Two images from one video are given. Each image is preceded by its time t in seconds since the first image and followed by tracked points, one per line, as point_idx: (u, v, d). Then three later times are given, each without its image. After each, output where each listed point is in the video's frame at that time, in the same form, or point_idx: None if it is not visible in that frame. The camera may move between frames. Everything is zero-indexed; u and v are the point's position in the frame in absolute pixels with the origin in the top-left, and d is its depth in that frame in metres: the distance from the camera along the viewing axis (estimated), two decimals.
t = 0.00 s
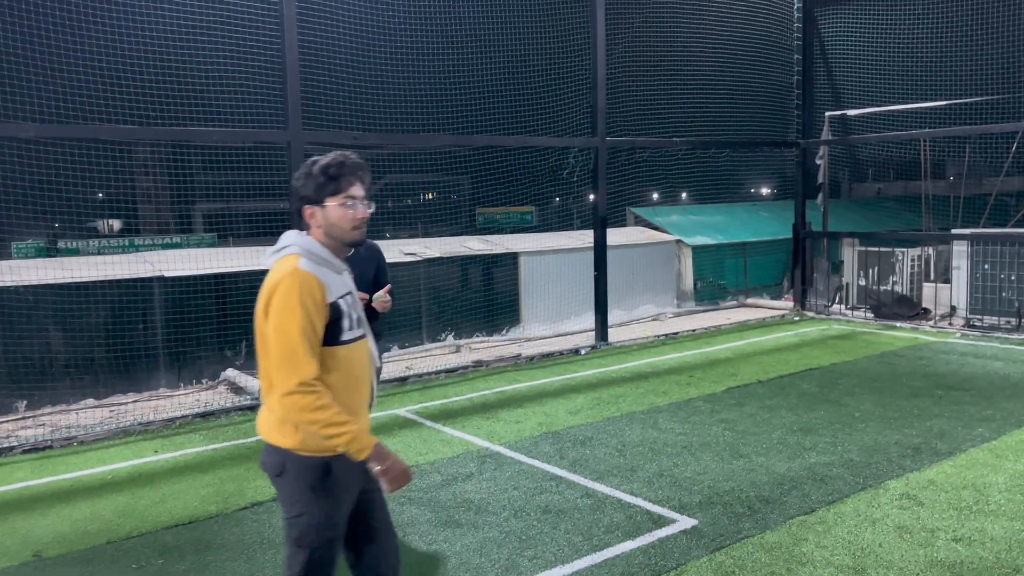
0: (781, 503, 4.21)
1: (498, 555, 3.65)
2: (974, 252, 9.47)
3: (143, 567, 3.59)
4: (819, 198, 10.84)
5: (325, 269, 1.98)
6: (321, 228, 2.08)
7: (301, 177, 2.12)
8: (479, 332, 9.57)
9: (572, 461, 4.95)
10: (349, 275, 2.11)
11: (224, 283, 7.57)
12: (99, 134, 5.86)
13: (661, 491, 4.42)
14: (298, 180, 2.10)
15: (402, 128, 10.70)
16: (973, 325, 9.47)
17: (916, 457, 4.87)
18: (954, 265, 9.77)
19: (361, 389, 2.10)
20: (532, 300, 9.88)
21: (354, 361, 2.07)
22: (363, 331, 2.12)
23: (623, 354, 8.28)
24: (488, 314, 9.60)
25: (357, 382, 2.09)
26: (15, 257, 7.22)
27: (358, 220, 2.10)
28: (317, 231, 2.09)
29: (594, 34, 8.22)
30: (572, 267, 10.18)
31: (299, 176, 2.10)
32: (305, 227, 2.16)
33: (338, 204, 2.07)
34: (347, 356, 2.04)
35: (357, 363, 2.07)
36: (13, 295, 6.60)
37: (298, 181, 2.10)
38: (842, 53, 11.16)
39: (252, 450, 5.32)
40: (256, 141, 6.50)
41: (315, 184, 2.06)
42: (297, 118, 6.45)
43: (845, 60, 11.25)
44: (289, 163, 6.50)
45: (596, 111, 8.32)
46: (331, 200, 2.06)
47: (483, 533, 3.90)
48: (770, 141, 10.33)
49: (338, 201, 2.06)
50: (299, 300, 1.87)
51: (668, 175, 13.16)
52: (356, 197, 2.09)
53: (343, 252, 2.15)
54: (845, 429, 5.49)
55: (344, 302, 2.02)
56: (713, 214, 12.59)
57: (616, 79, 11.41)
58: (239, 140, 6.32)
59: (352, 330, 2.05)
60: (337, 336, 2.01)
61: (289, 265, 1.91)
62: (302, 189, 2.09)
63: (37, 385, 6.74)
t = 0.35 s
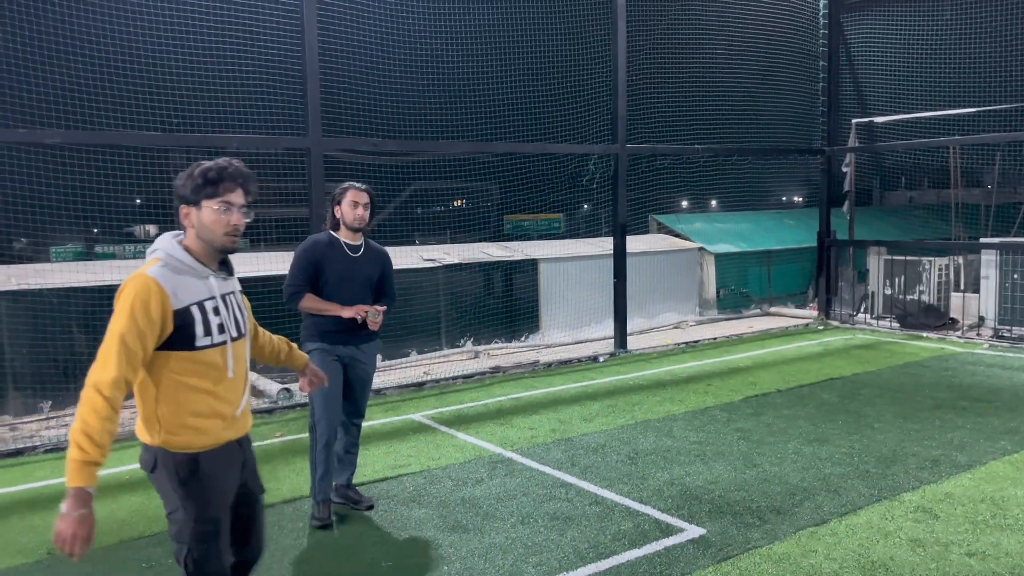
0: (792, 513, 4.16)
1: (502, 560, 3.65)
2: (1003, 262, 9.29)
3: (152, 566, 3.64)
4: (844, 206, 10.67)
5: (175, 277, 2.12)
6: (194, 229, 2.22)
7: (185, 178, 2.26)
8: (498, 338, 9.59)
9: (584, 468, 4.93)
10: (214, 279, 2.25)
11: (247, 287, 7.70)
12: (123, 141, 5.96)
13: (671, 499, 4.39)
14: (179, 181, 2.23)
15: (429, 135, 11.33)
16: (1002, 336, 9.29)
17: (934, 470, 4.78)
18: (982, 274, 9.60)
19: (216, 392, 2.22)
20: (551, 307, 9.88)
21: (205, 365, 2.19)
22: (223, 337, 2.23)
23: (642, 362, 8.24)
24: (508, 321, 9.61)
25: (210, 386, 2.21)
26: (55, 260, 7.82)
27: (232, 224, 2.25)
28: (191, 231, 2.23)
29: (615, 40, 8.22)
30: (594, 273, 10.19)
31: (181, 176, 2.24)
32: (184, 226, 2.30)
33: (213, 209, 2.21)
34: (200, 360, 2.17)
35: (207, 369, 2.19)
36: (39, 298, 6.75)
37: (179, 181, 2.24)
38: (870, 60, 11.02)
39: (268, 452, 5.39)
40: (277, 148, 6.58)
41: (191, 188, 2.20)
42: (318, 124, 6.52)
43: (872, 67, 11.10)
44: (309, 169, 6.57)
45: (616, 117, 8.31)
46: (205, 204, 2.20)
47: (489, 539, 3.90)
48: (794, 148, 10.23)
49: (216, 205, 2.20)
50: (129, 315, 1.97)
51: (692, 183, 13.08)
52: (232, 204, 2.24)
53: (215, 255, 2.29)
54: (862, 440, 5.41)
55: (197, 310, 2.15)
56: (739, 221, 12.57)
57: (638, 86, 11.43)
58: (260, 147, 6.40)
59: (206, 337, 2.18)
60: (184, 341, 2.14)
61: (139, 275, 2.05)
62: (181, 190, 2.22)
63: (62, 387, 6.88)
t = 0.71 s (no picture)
0: (843, 528, 4.04)
1: (544, 567, 3.63)
2: None
3: (201, 562, 3.73)
4: (908, 213, 10.38)
5: (121, 273, 2.30)
6: (150, 232, 2.39)
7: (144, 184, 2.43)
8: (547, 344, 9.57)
9: (630, 477, 4.88)
10: (166, 278, 2.40)
11: (301, 291, 7.85)
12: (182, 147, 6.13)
13: (719, 510, 4.31)
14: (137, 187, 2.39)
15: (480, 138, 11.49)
16: None
17: (996, 487, 4.60)
18: None
19: (156, 386, 2.36)
20: (603, 314, 9.82)
21: (144, 358, 2.34)
22: (165, 333, 2.37)
23: (693, 371, 8.13)
24: (558, 327, 9.59)
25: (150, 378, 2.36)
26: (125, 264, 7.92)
27: (186, 228, 2.40)
28: (149, 234, 2.40)
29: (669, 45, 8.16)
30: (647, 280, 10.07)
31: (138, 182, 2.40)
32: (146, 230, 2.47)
33: (168, 212, 2.37)
34: (138, 354, 2.33)
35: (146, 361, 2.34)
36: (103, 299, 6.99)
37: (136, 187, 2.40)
38: (936, 63, 10.69)
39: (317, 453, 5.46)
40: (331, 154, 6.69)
41: (146, 193, 2.37)
42: (370, 131, 6.62)
43: (938, 69, 10.78)
44: (361, 176, 6.66)
45: (668, 123, 8.23)
46: (160, 209, 2.37)
47: (532, 545, 3.89)
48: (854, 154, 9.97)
49: (170, 209, 2.37)
50: (74, 306, 2.18)
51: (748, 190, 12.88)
52: (186, 208, 2.40)
53: (172, 256, 2.44)
54: (920, 455, 5.24)
55: (137, 303, 2.31)
56: (796, 227, 12.29)
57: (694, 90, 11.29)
58: (314, 153, 6.52)
59: (146, 331, 2.33)
60: (125, 333, 2.30)
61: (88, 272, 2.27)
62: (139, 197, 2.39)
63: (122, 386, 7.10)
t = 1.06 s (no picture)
0: (885, 542, 3.96)
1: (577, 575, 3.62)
2: None
3: (241, 561, 3.81)
4: (957, 221, 10.15)
5: (68, 287, 2.28)
6: (90, 243, 2.37)
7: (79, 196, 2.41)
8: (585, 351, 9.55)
9: (666, 486, 4.85)
10: (109, 291, 2.41)
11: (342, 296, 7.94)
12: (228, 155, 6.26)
13: (756, 521, 4.25)
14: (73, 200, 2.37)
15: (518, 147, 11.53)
16: None
17: None
18: None
19: (106, 396, 2.38)
20: (641, 322, 9.76)
21: (94, 371, 2.34)
22: (112, 345, 2.39)
23: (733, 380, 8.03)
24: (597, 334, 9.56)
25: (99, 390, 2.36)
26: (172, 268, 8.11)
27: (126, 238, 2.40)
28: (89, 247, 2.38)
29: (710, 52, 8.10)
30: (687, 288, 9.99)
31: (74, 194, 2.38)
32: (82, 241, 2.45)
33: (109, 223, 2.35)
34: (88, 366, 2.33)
35: (96, 372, 2.35)
36: (151, 302, 7.17)
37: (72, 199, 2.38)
38: (987, 67, 10.44)
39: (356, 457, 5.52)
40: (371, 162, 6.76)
41: (85, 206, 2.35)
42: (410, 139, 6.68)
43: (989, 74, 10.53)
44: (401, 183, 6.72)
45: (709, 130, 8.16)
46: (100, 221, 2.35)
47: (566, 552, 3.88)
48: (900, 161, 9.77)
49: (108, 220, 2.35)
50: (27, 319, 2.14)
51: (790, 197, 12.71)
52: (127, 218, 2.39)
53: (112, 267, 2.43)
54: (967, 469, 5.11)
55: (85, 317, 2.31)
56: (840, 235, 12.09)
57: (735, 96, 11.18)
58: (355, 160, 6.60)
59: (93, 344, 2.33)
60: (72, 347, 2.29)
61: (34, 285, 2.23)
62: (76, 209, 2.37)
63: (169, 387, 7.26)
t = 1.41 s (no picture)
0: (933, 556, 3.87)
1: None
2: None
3: (283, 562, 3.86)
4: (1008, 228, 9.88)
5: (4, 291, 2.39)
6: (21, 250, 2.47)
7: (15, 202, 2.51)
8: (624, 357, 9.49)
9: (706, 494, 4.79)
10: (48, 292, 2.51)
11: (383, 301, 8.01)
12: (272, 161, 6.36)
13: (798, 532, 4.18)
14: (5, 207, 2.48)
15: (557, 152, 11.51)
16: None
17: None
18: None
19: (55, 396, 2.49)
20: (681, 328, 9.68)
21: (39, 370, 2.45)
22: (56, 344, 2.49)
23: (775, 388, 7.91)
24: (635, 340, 9.50)
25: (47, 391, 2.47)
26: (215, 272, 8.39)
27: (54, 243, 2.48)
28: (20, 252, 2.49)
29: (752, 57, 8.02)
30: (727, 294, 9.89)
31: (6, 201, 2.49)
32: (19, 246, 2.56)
33: (36, 230, 2.45)
34: (32, 368, 2.43)
35: (41, 372, 2.45)
36: (196, 305, 7.31)
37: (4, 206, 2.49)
38: None
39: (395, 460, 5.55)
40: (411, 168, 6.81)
41: (14, 213, 2.45)
42: (450, 145, 6.72)
43: None
44: (440, 189, 6.76)
45: (751, 136, 8.07)
46: (27, 227, 2.45)
47: (605, 559, 3.86)
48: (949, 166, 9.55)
49: (34, 227, 2.45)
50: None
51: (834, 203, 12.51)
52: (51, 224, 2.47)
53: (45, 271, 2.53)
54: (1018, 483, 4.96)
55: (28, 318, 2.41)
56: (886, 241, 11.86)
57: (778, 100, 11.04)
58: (396, 166, 6.66)
59: (36, 345, 2.44)
60: (17, 351, 2.40)
61: None
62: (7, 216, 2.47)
63: (213, 389, 7.38)
